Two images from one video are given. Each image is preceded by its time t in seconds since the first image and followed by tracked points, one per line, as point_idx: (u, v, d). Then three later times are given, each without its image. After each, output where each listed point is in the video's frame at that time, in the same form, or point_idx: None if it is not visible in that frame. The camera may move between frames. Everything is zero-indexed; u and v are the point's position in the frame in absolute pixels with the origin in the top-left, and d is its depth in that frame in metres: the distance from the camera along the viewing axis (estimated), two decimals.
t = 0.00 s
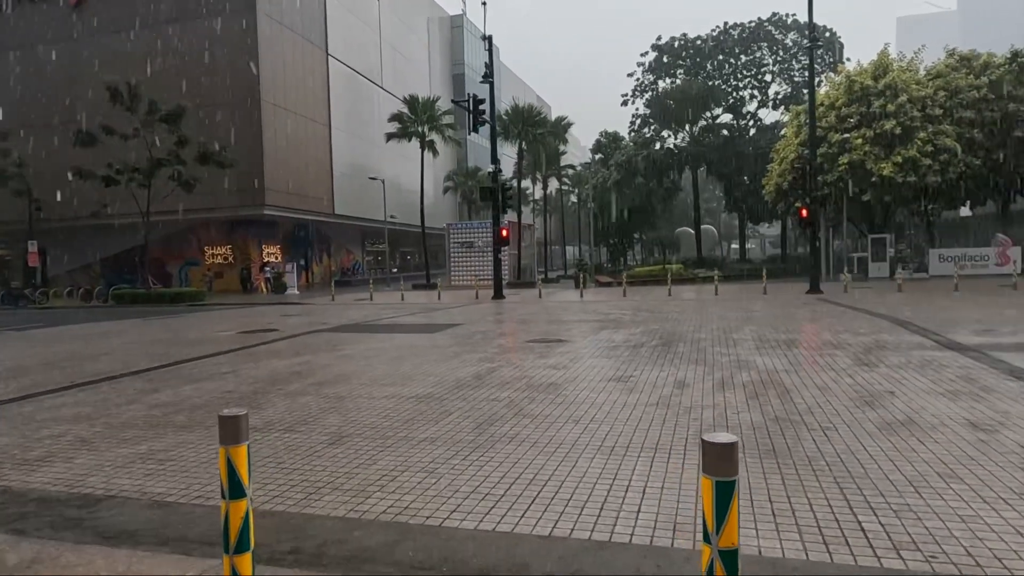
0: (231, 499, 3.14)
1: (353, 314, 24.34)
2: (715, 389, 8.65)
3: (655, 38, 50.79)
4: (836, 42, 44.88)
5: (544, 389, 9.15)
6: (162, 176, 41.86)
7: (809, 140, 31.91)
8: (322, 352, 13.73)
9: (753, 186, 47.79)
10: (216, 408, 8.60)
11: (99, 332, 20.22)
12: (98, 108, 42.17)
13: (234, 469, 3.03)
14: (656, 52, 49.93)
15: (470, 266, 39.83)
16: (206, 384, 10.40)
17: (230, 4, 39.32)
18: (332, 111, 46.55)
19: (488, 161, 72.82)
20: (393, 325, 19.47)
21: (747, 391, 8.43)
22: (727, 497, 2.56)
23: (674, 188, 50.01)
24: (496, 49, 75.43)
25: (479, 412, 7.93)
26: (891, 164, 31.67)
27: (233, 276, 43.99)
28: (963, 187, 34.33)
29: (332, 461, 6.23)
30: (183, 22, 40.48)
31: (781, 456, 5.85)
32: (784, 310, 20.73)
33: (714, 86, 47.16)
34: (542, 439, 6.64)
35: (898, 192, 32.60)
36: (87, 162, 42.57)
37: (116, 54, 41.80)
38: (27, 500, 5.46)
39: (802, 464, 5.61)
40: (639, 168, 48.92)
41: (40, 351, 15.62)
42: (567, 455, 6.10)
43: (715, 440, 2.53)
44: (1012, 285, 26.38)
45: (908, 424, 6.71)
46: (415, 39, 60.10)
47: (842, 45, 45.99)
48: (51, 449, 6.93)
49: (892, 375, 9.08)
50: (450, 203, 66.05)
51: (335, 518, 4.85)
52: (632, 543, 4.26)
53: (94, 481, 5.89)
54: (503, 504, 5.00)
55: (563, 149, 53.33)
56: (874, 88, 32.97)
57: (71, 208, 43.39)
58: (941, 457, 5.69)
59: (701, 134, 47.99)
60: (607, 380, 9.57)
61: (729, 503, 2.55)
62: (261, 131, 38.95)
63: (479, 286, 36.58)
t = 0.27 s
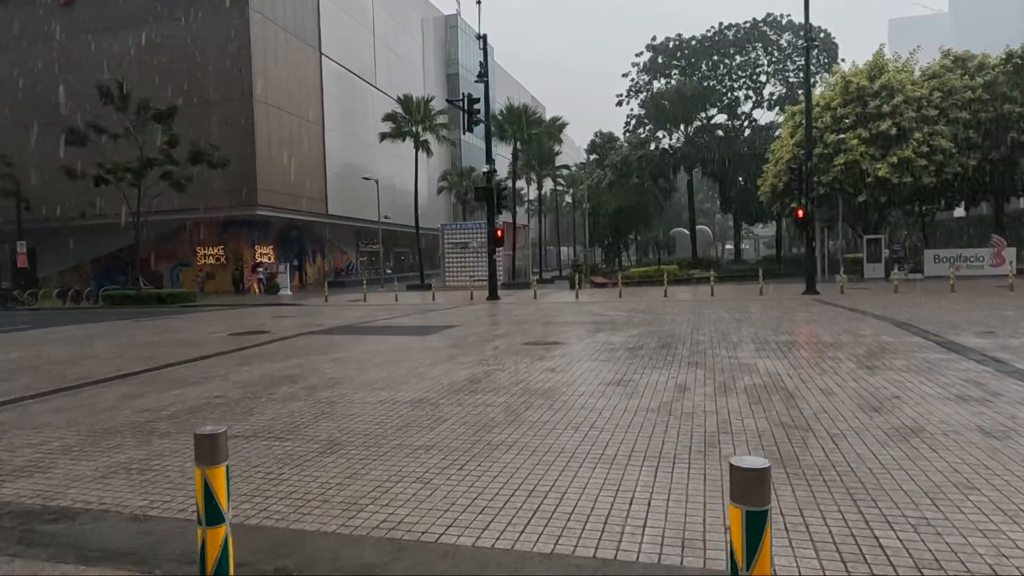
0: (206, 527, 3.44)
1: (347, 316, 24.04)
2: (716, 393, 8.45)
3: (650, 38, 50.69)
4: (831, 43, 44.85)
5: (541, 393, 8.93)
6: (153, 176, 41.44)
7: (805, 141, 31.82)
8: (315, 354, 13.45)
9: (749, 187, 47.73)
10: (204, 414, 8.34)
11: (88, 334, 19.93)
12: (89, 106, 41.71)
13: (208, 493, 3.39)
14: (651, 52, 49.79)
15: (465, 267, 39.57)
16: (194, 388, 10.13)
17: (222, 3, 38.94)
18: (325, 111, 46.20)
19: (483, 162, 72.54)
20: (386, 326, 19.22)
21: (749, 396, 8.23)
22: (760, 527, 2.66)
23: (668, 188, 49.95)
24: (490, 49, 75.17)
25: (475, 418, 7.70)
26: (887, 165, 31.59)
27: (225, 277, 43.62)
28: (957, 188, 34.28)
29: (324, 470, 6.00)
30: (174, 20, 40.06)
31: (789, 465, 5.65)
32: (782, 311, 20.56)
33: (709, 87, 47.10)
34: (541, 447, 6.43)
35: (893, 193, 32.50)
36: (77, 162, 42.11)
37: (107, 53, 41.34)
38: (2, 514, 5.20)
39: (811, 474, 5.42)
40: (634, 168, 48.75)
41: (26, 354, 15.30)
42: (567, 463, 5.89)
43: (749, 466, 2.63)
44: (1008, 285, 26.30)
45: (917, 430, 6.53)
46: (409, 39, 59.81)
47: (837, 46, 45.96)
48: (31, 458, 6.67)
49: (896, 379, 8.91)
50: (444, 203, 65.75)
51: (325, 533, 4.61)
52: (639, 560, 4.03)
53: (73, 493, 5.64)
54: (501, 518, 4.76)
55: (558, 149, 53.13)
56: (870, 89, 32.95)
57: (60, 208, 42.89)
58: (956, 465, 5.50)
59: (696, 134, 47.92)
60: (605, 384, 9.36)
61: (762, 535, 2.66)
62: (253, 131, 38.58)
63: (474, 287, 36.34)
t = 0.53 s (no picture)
0: (173, 547, 3.35)
1: (339, 316, 23.76)
2: (715, 396, 8.25)
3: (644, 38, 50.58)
4: (826, 44, 44.80)
5: (536, 396, 8.70)
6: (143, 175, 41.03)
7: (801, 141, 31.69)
8: (305, 356, 13.19)
9: (743, 187, 47.62)
10: (190, 418, 8.11)
11: (75, 335, 19.61)
12: (79, 104, 41.27)
13: (175, 513, 3.29)
14: (646, 52, 49.66)
15: (459, 267, 39.32)
16: (181, 391, 9.89)
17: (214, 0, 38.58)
18: (318, 110, 45.86)
19: (477, 161, 72.30)
20: (379, 326, 18.99)
21: (749, 399, 8.04)
22: (790, 554, 2.60)
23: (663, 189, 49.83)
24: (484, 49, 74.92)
25: (469, 422, 7.48)
26: (882, 165, 31.50)
27: (217, 277, 43.26)
28: (951, 189, 34.27)
29: (312, 477, 5.78)
30: (165, 18, 39.68)
31: (794, 472, 5.47)
32: (778, 311, 20.40)
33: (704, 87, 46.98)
34: (537, 452, 6.22)
35: (888, 193, 32.43)
36: (66, 160, 41.66)
37: (97, 50, 40.91)
38: None
39: (818, 481, 5.23)
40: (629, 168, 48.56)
41: (10, 355, 15.00)
42: (564, 469, 5.69)
43: (773, 487, 2.58)
44: (1003, 286, 26.24)
45: (924, 434, 6.35)
46: (403, 38, 59.52)
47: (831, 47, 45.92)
48: (7, 465, 6.42)
49: (899, 383, 8.73)
50: (438, 203, 65.45)
51: (312, 546, 4.38)
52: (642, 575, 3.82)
53: (48, 502, 5.40)
54: (496, 529, 4.54)
55: (552, 149, 52.92)
56: (864, 89, 32.89)
57: (49, 207, 42.42)
58: (966, 472, 5.32)
59: (691, 134, 47.81)
60: (602, 387, 9.14)
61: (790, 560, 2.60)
62: (245, 130, 38.23)
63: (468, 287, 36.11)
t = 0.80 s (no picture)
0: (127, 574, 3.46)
1: (330, 317, 23.46)
2: (712, 399, 8.05)
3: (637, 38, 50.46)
4: (819, 44, 44.79)
5: (529, 399, 8.46)
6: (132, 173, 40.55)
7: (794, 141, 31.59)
8: (293, 358, 12.94)
9: (737, 187, 47.53)
10: (172, 423, 7.85)
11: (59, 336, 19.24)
12: (66, 102, 40.76)
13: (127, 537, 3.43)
14: (639, 52, 49.52)
15: (451, 267, 39.07)
16: (164, 395, 9.61)
17: None
18: (310, 108, 45.49)
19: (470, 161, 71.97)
20: (370, 327, 18.71)
21: (747, 402, 7.84)
22: None
23: (656, 189, 49.71)
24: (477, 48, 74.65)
25: (460, 426, 7.24)
26: (875, 165, 31.44)
27: (207, 278, 42.84)
28: (944, 190, 34.25)
29: (294, 486, 5.53)
30: (154, 15, 39.24)
31: (798, 479, 5.26)
32: (772, 312, 20.26)
33: (698, 87, 46.87)
34: (531, 458, 5.99)
35: (882, 193, 32.37)
36: (53, 159, 41.13)
37: (85, 48, 40.41)
38: None
39: (822, 490, 5.02)
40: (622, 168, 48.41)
41: None
42: (558, 478, 5.46)
43: (798, 517, 2.51)
44: (996, 286, 26.23)
45: (929, 439, 6.16)
46: (396, 37, 59.21)
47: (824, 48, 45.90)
48: None
49: (901, 384, 8.56)
50: (431, 203, 65.14)
51: (291, 561, 4.13)
52: None
53: (17, 512, 5.14)
54: (486, 543, 4.30)
55: (545, 149, 52.71)
56: (858, 90, 32.85)
57: (36, 207, 41.86)
58: (976, 478, 5.12)
59: (684, 134, 47.70)
60: (597, 389, 8.91)
61: None
62: (235, 128, 37.85)
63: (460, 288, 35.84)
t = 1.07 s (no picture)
0: None
1: (320, 317, 23.17)
2: (710, 404, 7.85)
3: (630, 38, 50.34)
4: (811, 44, 44.78)
5: (522, 404, 8.25)
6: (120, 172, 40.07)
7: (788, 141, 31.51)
8: (282, 360, 12.68)
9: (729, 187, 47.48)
10: (155, 429, 7.60)
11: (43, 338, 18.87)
12: (52, 100, 40.22)
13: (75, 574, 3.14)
14: (632, 52, 49.40)
15: (444, 267, 38.83)
16: (148, 398, 9.36)
17: None
18: (301, 107, 45.12)
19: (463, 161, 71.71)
20: (361, 328, 18.47)
21: (746, 406, 7.67)
22: None
23: (649, 189, 49.63)
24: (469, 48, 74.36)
25: (451, 432, 7.01)
26: (868, 165, 31.40)
27: (197, 278, 42.43)
28: (936, 190, 34.27)
29: (278, 497, 5.28)
30: (143, 12, 38.78)
31: (803, 489, 5.06)
32: (767, 312, 20.16)
33: (691, 87, 46.78)
34: (524, 467, 5.79)
35: (875, 193, 32.35)
36: (40, 157, 40.57)
37: (71, 45, 39.88)
38: None
39: (829, 499, 4.83)
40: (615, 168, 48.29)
41: None
42: (553, 488, 5.25)
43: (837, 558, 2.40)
44: (989, 287, 26.29)
45: (934, 445, 5.99)
46: (388, 36, 58.86)
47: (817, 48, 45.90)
48: None
49: (902, 387, 8.40)
50: (423, 203, 64.83)
51: None
52: None
53: None
54: (477, 559, 4.08)
55: (538, 149, 52.52)
56: (851, 90, 32.81)
57: (22, 206, 41.29)
58: (986, 487, 4.95)
59: (677, 134, 47.60)
60: (593, 393, 8.71)
61: None
62: (225, 127, 37.46)
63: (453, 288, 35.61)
